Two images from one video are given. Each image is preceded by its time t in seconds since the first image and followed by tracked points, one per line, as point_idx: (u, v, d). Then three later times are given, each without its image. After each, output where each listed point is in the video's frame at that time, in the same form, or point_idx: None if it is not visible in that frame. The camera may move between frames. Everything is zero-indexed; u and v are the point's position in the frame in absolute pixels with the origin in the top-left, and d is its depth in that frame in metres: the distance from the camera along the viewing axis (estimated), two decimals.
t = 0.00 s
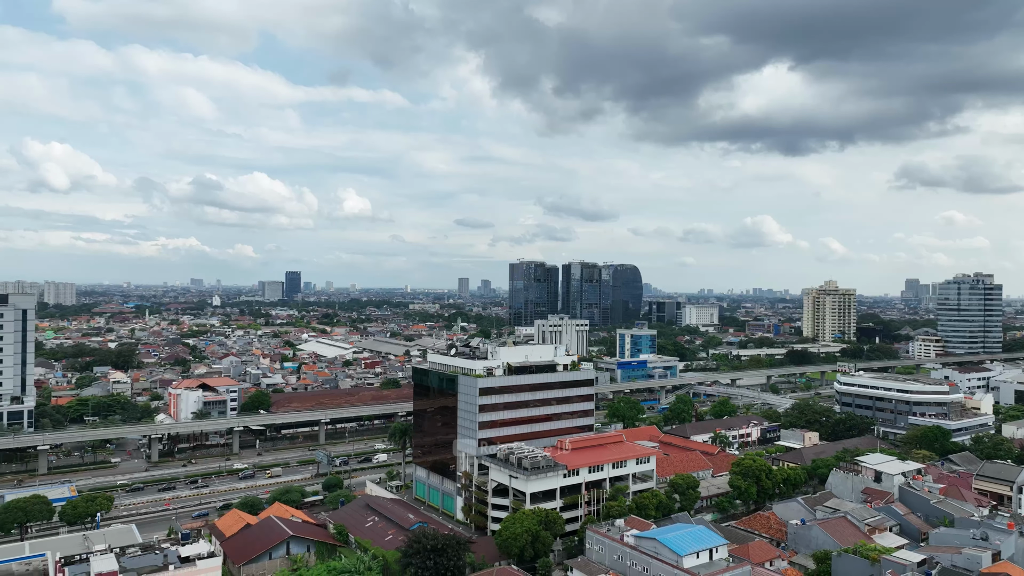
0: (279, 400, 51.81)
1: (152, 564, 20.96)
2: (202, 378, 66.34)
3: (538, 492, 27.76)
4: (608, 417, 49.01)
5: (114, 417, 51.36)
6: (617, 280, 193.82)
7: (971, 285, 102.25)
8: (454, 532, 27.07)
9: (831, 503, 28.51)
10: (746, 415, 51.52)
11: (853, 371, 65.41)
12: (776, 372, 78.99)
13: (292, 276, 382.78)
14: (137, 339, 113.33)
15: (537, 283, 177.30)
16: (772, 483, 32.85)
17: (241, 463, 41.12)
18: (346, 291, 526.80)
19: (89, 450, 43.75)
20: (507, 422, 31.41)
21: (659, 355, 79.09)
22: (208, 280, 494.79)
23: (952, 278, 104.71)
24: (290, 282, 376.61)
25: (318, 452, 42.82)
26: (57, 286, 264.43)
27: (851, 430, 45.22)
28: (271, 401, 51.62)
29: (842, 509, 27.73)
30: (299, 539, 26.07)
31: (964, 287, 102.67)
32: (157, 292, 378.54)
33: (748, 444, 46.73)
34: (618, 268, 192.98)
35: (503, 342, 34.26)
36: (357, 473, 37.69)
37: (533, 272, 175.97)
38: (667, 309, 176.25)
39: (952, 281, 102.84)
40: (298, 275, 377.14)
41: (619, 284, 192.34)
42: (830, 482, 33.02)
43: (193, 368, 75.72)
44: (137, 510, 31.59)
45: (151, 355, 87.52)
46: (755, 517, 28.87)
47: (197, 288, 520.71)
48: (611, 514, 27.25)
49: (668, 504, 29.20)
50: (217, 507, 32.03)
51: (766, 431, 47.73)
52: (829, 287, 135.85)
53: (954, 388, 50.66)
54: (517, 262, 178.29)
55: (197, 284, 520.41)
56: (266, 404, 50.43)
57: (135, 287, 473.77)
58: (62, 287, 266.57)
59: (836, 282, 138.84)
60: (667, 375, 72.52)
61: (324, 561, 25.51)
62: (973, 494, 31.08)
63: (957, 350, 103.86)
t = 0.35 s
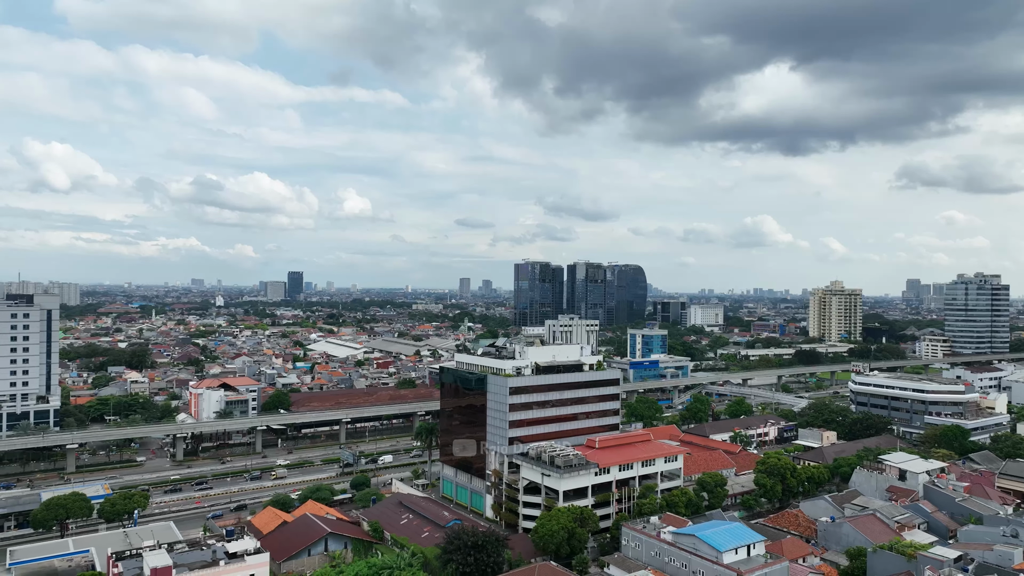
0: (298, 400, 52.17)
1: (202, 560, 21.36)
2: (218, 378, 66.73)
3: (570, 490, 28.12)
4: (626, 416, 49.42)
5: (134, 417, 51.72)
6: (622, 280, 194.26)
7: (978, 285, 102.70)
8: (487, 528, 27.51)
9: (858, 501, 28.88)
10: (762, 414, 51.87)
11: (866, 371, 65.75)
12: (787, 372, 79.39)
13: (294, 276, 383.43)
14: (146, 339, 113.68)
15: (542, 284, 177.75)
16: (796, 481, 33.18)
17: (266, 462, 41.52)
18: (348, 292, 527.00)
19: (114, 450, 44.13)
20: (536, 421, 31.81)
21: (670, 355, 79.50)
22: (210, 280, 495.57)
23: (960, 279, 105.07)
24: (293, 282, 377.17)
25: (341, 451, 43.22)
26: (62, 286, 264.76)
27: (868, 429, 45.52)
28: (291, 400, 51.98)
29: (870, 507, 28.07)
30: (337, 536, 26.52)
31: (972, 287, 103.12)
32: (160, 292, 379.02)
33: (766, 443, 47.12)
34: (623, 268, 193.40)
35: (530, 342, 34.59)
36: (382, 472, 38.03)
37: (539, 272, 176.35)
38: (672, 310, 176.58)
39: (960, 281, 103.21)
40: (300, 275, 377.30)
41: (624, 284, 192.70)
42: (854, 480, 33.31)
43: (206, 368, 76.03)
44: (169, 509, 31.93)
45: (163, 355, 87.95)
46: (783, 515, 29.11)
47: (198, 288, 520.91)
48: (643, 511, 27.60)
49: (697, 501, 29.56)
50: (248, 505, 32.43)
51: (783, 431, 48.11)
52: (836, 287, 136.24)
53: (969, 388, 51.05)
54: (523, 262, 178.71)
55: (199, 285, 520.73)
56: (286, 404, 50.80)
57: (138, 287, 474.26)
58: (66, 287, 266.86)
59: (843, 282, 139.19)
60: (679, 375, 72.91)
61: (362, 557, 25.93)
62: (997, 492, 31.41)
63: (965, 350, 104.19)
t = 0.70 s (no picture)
0: (317, 399, 52.53)
1: (250, 555, 21.80)
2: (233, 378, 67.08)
3: (601, 487, 28.49)
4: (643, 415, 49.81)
5: (154, 416, 52.03)
6: (626, 280, 194.63)
7: (986, 285, 103.16)
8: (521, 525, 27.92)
9: (886, 499, 29.18)
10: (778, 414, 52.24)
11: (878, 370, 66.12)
12: (797, 371, 79.75)
13: (297, 277, 383.85)
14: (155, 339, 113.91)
15: (547, 284, 178.15)
16: (820, 479, 33.52)
17: (289, 461, 41.88)
18: (349, 292, 527.22)
19: (138, 448, 44.50)
20: (564, 419, 32.20)
21: (680, 355, 79.90)
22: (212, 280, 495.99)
23: (968, 279, 105.55)
24: (295, 282, 377.39)
25: (363, 450, 43.56)
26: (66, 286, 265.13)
27: (886, 428, 45.88)
28: (311, 399, 52.34)
29: (898, 505, 28.37)
30: (373, 533, 26.91)
31: (979, 287, 103.61)
32: (162, 292, 378.83)
33: (783, 442, 47.44)
34: (628, 268, 193.79)
35: (556, 341, 35.02)
36: (407, 470, 38.37)
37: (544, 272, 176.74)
38: (677, 309, 176.85)
39: (968, 281, 103.68)
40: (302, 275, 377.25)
41: (628, 284, 192.98)
42: (877, 478, 33.61)
43: (219, 368, 76.37)
44: (201, 506, 32.36)
45: (176, 355, 88.30)
46: (810, 512, 29.41)
47: (200, 288, 521.08)
48: (674, 508, 27.96)
49: (725, 498, 29.90)
50: (280, 503, 32.83)
51: (800, 430, 48.45)
52: (841, 287, 136.72)
53: (983, 387, 51.45)
54: (528, 262, 179.05)
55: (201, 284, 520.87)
56: (306, 403, 51.12)
57: (140, 287, 474.42)
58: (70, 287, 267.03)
59: (849, 282, 139.66)
60: (690, 374, 73.30)
61: (399, 554, 26.33)
62: (1021, 490, 31.71)
63: (972, 349, 104.54)
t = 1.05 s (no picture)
0: (337, 399, 52.90)
1: (296, 551, 22.21)
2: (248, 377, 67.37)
3: (632, 485, 28.86)
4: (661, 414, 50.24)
5: (174, 415, 52.36)
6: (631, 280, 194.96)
7: (993, 285, 103.54)
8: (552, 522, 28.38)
9: (911, 497, 29.56)
10: (794, 413, 52.56)
11: (890, 370, 66.44)
12: (808, 371, 80.07)
13: (299, 277, 384.18)
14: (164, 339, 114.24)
15: (552, 284, 178.64)
16: (842, 478, 33.85)
17: (312, 459, 42.14)
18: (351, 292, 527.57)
19: (162, 447, 44.82)
20: (592, 418, 32.59)
21: (691, 355, 80.26)
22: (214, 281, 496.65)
23: (975, 279, 106.02)
24: (298, 282, 378.17)
25: (385, 449, 43.86)
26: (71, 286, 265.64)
27: (902, 427, 46.23)
28: (330, 399, 52.67)
29: (924, 503, 28.73)
30: (409, 530, 27.21)
31: (986, 287, 104.02)
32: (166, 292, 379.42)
33: (800, 442, 47.70)
34: (632, 268, 194.20)
35: (582, 341, 35.39)
36: (432, 469, 38.65)
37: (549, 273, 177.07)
38: (682, 310, 177.10)
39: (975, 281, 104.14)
40: (304, 276, 377.56)
41: (633, 284, 193.27)
42: (900, 476, 33.95)
43: (232, 367, 76.67)
44: (232, 504, 32.71)
45: (188, 355, 88.61)
46: (836, 510, 29.79)
47: (202, 288, 521.09)
48: (705, 506, 28.34)
49: (752, 496, 30.27)
50: (310, 501, 33.20)
51: (816, 428, 48.72)
52: (847, 287, 137.07)
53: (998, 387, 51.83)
54: (533, 262, 179.45)
55: (203, 284, 520.19)
56: (326, 403, 51.41)
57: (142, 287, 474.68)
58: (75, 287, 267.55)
59: (855, 282, 140.02)
60: (702, 374, 73.66)
61: (435, 551, 26.66)
62: None
63: (980, 349, 104.84)
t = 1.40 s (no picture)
0: (356, 398, 53.24)
1: (340, 547, 22.53)
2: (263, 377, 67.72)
3: (662, 483, 29.21)
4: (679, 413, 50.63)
5: (194, 414, 52.73)
6: (636, 280, 195.24)
7: (1001, 285, 103.99)
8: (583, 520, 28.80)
9: (938, 495, 29.96)
10: (810, 413, 52.91)
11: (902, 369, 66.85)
12: (818, 371, 80.44)
13: (301, 277, 384.68)
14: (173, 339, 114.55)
15: (557, 284, 179.13)
16: (866, 476, 34.23)
17: (336, 458, 42.50)
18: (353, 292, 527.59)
19: (185, 446, 45.20)
20: (619, 417, 32.95)
21: (702, 355, 80.64)
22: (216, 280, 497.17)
23: (982, 279, 106.46)
24: (300, 282, 378.59)
25: (407, 448, 44.18)
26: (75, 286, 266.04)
27: (919, 426, 46.61)
28: (349, 398, 53.02)
29: (951, 500, 29.12)
30: (444, 526, 27.58)
31: (994, 287, 104.48)
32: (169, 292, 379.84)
33: (816, 440, 48.04)
34: (637, 268, 194.50)
35: (607, 341, 35.69)
36: (455, 467, 38.97)
37: (554, 272, 177.46)
38: (686, 309, 177.39)
39: (982, 281, 104.63)
40: (306, 275, 377.91)
41: (638, 284, 193.41)
42: (923, 475, 34.32)
43: (245, 367, 77.08)
44: (262, 501, 33.06)
45: (200, 355, 89.01)
46: (863, 507, 29.95)
47: (204, 288, 521.34)
48: (735, 502, 28.74)
49: (780, 494, 30.61)
50: (339, 498, 33.58)
51: (833, 427, 49.06)
52: (853, 287, 137.56)
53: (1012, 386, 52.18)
54: (538, 262, 179.89)
55: (205, 285, 520.66)
56: (345, 402, 51.76)
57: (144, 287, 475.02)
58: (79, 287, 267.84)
59: (860, 282, 140.54)
60: (714, 374, 74.04)
61: (470, 547, 27.09)
62: None
63: (987, 349, 105.19)
